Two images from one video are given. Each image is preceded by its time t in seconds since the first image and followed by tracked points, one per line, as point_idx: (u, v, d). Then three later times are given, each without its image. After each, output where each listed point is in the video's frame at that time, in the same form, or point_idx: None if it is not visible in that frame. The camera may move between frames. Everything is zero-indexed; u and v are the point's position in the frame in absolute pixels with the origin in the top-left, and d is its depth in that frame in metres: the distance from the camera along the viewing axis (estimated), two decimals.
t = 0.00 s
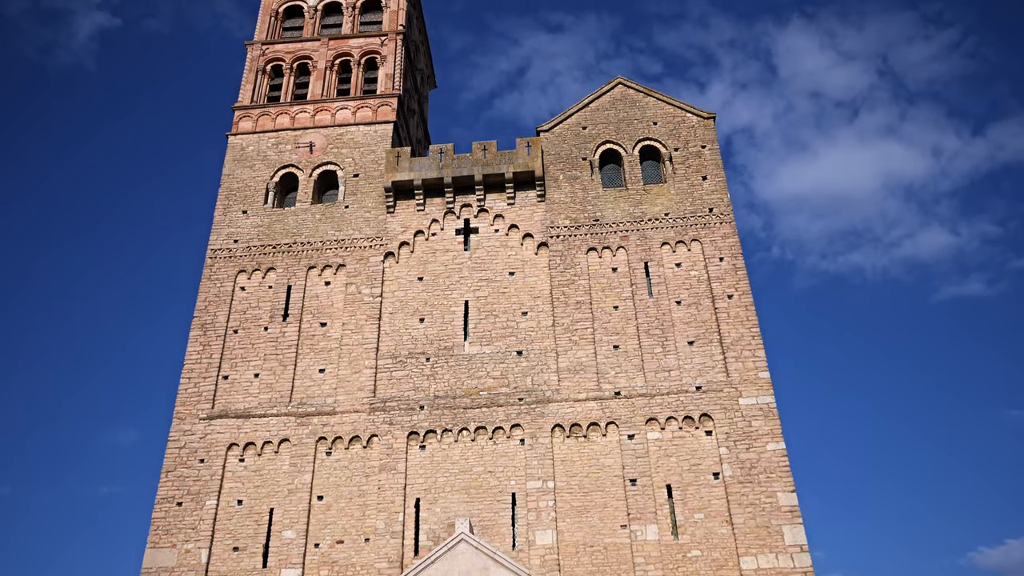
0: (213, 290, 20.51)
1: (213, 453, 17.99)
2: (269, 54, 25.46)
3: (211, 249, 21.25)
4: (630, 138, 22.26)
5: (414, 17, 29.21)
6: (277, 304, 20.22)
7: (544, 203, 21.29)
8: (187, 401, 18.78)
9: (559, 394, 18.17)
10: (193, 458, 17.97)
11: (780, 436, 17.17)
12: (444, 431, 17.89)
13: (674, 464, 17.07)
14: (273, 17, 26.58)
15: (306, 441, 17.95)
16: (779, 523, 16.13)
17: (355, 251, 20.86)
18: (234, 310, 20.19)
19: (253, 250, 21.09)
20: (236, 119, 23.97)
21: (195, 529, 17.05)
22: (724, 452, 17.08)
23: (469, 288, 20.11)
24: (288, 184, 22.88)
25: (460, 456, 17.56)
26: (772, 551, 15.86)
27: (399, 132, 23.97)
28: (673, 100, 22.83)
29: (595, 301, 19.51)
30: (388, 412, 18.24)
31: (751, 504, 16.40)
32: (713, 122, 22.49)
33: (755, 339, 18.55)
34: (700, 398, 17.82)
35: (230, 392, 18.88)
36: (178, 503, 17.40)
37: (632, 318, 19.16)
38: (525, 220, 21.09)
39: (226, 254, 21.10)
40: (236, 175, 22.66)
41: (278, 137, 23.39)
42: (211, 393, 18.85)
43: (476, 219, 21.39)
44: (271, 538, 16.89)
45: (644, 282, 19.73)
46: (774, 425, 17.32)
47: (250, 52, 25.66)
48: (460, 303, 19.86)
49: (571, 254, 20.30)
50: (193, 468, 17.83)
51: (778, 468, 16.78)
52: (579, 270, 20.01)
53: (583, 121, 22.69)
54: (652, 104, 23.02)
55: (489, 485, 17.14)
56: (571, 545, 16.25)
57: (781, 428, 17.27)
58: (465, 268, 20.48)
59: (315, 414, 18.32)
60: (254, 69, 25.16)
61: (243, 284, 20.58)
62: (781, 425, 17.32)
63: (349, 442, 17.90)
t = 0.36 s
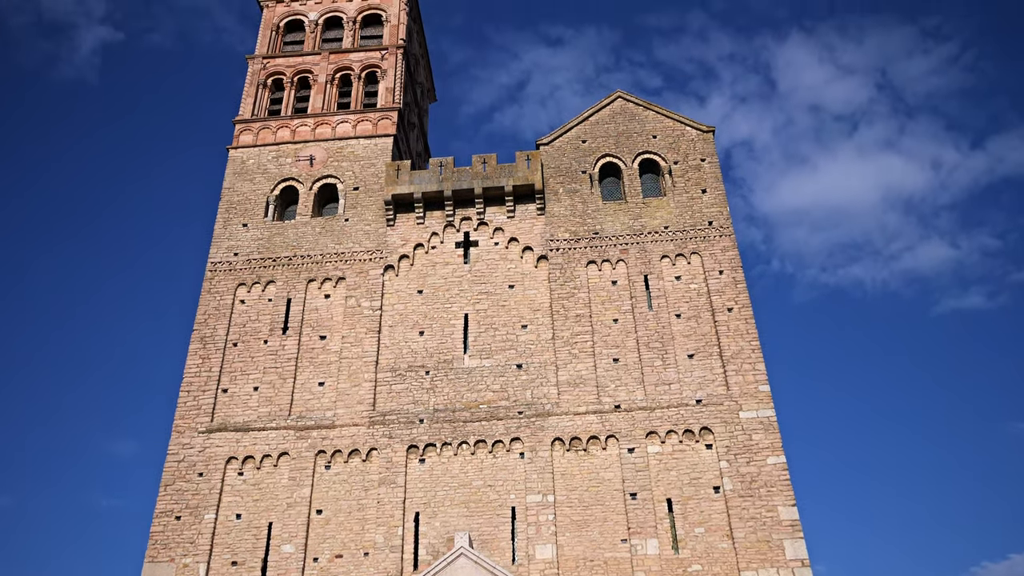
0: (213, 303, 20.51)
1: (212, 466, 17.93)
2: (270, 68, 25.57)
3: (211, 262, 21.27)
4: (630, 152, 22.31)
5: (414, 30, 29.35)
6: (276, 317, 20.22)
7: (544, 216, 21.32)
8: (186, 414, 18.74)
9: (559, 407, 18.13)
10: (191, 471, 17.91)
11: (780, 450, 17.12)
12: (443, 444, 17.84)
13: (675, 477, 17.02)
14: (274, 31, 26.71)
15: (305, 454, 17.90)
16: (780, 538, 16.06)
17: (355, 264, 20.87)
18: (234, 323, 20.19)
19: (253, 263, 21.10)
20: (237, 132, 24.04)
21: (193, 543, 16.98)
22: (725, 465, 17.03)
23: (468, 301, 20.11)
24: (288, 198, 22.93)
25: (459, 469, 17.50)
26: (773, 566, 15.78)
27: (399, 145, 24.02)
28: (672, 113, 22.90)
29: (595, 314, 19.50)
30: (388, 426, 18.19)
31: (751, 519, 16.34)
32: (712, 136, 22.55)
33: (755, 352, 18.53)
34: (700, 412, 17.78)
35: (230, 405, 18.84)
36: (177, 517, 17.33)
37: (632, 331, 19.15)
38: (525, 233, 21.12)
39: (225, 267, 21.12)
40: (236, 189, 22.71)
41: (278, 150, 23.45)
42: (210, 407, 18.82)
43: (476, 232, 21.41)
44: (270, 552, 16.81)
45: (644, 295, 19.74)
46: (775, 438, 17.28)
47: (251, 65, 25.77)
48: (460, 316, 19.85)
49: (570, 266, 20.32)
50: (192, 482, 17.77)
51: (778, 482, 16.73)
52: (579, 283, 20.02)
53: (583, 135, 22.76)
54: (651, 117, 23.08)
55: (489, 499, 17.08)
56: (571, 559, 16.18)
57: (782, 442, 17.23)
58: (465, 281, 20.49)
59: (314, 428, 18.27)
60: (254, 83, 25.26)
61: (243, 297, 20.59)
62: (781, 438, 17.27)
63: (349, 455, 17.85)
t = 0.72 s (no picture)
0: (212, 321, 20.50)
1: (211, 484, 17.85)
2: (270, 87, 25.71)
3: (210, 279, 21.27)
4: (629, 169, 22.39)
5: (414, 49, 29.60)
6: (275, 334, 20.20)
7: (543, 233, 21.35)
8: (185, 432, 18.68)
9: (559, 424, 18.08)
10: (189, 490, 17.83)
11: (781, 467, 17.05)
12: (443, 462, 17.77)
13: (675, 494, 16.94)
14: (274, 50, 26.88)
15: (304, 472, 17.82)
16: (781, 556, 15.96)
17: (354, 282, 20.88)
18: (233, 340, 20.17)
19: (252, 281, 21.11)
20: (237, 150, 24.13)
21: (191, 562, 16.87)
22: (725, 482, 16.96)
23: (468, 318, 20.10)
24: (288, 215, 22.98)
25: (459, 487, 17.43)
26: None
27: (399, 163, 24.17)
28: (671, 130, 23.00)
29: (594, 330, 19.50)
30: (387, 443, 18.13)
31: (753, 536, 16.24)
32: (710, 153, 22.64)
33: (755, 368, 18.50)
34: (700, 428, 17.73)
35: (228, 423, 18.78)
36: (175, 537, 17.23)
37: (632, 348, 19.13)
38: (524, 249, 21.16)
39: (225, 284, 21.12)
40: (236, 206, 22.76)
41: (278, 168, 23.53)
42: (209, 425, 18.76)
43: (476, 249, 21.44)
44: (268, 572, 16.71)
45: (643, 311, 19.74)
46: (775, 455, 17.21)
47: (251, 84, 25.91)
48: (459, 333, 19.84)
49: (570, 283, 20.33)
50: (190, 501, 17.68)
51: (779, 499, 16.65)
52: (579, 300, 20.02)
53: (581, 152, 22.84)
54: (650, 135, 23.18)
55: (489, 517, 16.98)
56: None
57: (782, 458, 17.16)
58: (464, 298, 20.49)
59: (313, 445, 18.21)
60: (254, 101, 25.39)
61: (242, 315, 20.58)
62: (782, 455, 17.21)
63: (348, 473, 17.77)
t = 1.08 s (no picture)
0: (211, 339, 20.47)
1: (208, 503, 17.76)
2: (270, 105, 25.83)
3: (209, 297, 21.27)
4: (627, 186, 22.46)
5: (413, 68, 29.95)
6: (274, 351, 20.17)
7: (542, 250, 21.38)
8: (183, 451, 18.60)
9: (559, 442, 18.02)
10: (187, 509, 17.73)
11: (781, 484, 16.99)
12: (442, 480, 17.69)
13: (675, 512, 16.86)
14: (274, 68, 27.04)
15: (302, 491, 17.74)
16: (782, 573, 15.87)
17: (353, 299, 20.88)
18: (232, 358, 20.14)
19: (251, 298, 21.11)
20: (236, 167, 24.20)
21: None
22: (725, 500, 16.88)
23: (467, 335, 20.08)
24: (287, 232, 23.02)
25: (458, 505, 17.34)
26: None
27: (399, 181, 24.42)
28: (669, 147, 23.09)
29: (593, 347, 19.48)
30: (386, 461, 18.06)
31: (753, 554, 16.15)
32: (708, 169, 22.72)
33: (755, 385, 18.47)
34: (700, 445, 17.67)
35: (226, 441, 18.71)
36: (172, 556, 17.11)
37: (631, 365, 19.10)
38: (523, 266, 21.18)
39: (223, 301, 21.11)
40: (235, 224, 22.79)
41: (277, 186, 23.59)
42: (207, 443, 18.69)
43: (474, 266, 21.47)
44: None
45: (642, 328, 19.73)
46: (776, 472, 17.15)
47: (251, 102, 26.03)
48: (458, 350, 19.82)
49: (569, 300, 20.34)
50: (187, 520, 17.58)
51: (780, 516, 16.57)
52: (577, 317, 20.02)
53: (580, 169, 22.91)
54: (648, 152, 23.26)
55: (489, 535, 16.89)
56: None
57: (783, 475, 17.10)
58: (463, 314, 20.49)
59: (311, 463, 18.14)
60: (254, 119, 25.50)
61: (241, 332, 20.56)
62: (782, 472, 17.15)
63: (346, 491, 17.69)
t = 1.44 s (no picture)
0: (208, 353, 20.44)
1: (205, 519, 17.67)
2: (268, 119, 25.93)
3: (207, 311, 21.26)
4: (624, 200, 22.52)
5: (412, 82, 30.20)
6: (272, 365, 20.13)
7: (539, 263, 21.40)
8: (179, 465, 18.53)
9: (557, 456, 17.97)
10: (183, 524, 17.65)
11: (780, 498, 16.95)
12: (440, 494, 17.63)
13: (674, 526, 16.80)
14: (273, 82, 27.15)
15: (299, 505, 17.66)
16: None
17: (351, 313, 20.88)
18: (229, 372, 20.10)
19: (249, 312, 21.10)
20: (234, 182, 24.24)
21: None
22: (724, 514, 16.83)
23: (465, 348, 20.07)
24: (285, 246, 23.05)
25: (456, 520, 17.27)
26: None
27: (398, 196, 24.69)
28: (666, 161, 23.16)
29: (591, 361, 19.47)
30: (383, 476, 17.99)
31: (753, 568, 16.09)
32: (705, 183, 22.80)
33: (753, 398, 18.46)
34: (699, 459, 17.63)
35: (223, 456, 18.65)
36: (168, 572, 17.01)
37: (629, 379, 19.08)
38: (520, 280, 21.20)
39: (221, 315, 21.10)
40: (233, 237, 22.81)
41: (276, 200, 23.64)
42: (204, 457, 18.62)
43: (472, 279, 21.48)
44: None
45: (640, 342, 19.73)
46: (774, 486, 17.11)
47: (249, 116, 26.12)
48: (456, 364, 19.80)
49: (567, 313, 20.35)
50: (184, 535, 17.49)
51: (779, 531, 16.52)
52: (575, 330, 20.02)
53: (577, 183, 22.98)
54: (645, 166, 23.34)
55: (487, 550, 16.81)
56: None
57: (781, 489, 17.06)
58: (461, 328, 20.48)
59: (309, 478, 18.08)
60: (252, 133, 25.58)
61: (238, 346, 20.53)
62: (780, 486, 17.11)
63: (344, 506, 17.61)
